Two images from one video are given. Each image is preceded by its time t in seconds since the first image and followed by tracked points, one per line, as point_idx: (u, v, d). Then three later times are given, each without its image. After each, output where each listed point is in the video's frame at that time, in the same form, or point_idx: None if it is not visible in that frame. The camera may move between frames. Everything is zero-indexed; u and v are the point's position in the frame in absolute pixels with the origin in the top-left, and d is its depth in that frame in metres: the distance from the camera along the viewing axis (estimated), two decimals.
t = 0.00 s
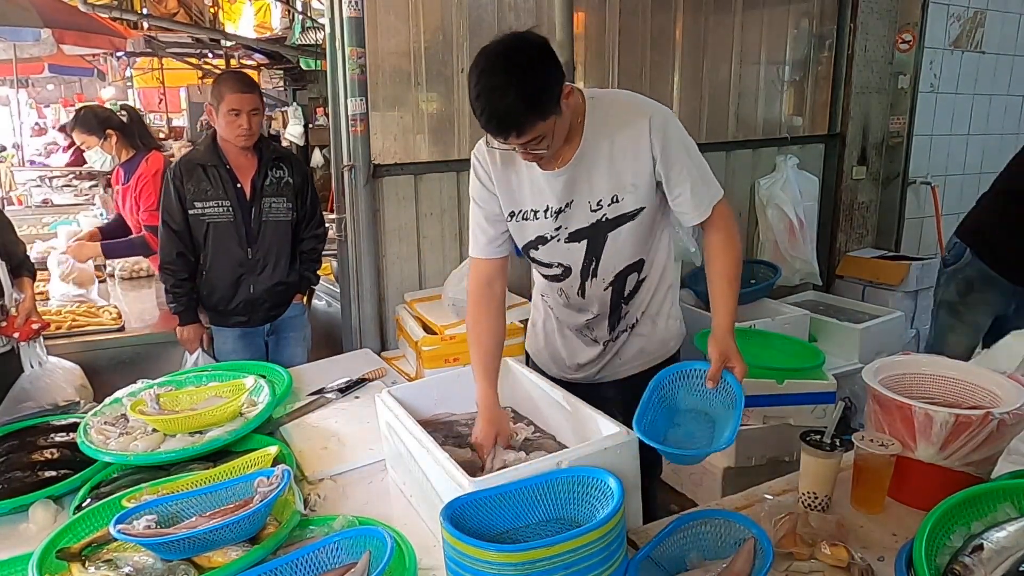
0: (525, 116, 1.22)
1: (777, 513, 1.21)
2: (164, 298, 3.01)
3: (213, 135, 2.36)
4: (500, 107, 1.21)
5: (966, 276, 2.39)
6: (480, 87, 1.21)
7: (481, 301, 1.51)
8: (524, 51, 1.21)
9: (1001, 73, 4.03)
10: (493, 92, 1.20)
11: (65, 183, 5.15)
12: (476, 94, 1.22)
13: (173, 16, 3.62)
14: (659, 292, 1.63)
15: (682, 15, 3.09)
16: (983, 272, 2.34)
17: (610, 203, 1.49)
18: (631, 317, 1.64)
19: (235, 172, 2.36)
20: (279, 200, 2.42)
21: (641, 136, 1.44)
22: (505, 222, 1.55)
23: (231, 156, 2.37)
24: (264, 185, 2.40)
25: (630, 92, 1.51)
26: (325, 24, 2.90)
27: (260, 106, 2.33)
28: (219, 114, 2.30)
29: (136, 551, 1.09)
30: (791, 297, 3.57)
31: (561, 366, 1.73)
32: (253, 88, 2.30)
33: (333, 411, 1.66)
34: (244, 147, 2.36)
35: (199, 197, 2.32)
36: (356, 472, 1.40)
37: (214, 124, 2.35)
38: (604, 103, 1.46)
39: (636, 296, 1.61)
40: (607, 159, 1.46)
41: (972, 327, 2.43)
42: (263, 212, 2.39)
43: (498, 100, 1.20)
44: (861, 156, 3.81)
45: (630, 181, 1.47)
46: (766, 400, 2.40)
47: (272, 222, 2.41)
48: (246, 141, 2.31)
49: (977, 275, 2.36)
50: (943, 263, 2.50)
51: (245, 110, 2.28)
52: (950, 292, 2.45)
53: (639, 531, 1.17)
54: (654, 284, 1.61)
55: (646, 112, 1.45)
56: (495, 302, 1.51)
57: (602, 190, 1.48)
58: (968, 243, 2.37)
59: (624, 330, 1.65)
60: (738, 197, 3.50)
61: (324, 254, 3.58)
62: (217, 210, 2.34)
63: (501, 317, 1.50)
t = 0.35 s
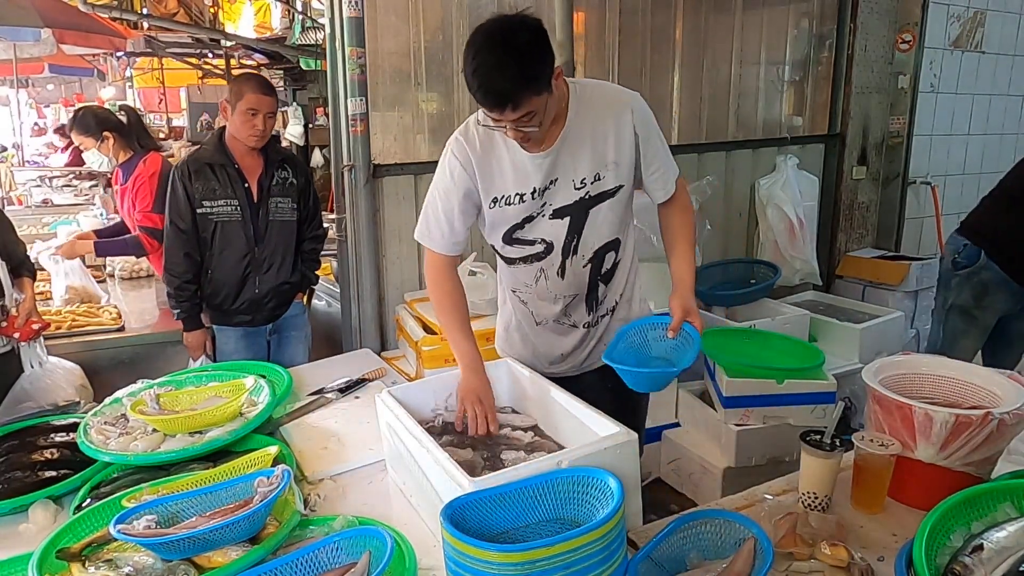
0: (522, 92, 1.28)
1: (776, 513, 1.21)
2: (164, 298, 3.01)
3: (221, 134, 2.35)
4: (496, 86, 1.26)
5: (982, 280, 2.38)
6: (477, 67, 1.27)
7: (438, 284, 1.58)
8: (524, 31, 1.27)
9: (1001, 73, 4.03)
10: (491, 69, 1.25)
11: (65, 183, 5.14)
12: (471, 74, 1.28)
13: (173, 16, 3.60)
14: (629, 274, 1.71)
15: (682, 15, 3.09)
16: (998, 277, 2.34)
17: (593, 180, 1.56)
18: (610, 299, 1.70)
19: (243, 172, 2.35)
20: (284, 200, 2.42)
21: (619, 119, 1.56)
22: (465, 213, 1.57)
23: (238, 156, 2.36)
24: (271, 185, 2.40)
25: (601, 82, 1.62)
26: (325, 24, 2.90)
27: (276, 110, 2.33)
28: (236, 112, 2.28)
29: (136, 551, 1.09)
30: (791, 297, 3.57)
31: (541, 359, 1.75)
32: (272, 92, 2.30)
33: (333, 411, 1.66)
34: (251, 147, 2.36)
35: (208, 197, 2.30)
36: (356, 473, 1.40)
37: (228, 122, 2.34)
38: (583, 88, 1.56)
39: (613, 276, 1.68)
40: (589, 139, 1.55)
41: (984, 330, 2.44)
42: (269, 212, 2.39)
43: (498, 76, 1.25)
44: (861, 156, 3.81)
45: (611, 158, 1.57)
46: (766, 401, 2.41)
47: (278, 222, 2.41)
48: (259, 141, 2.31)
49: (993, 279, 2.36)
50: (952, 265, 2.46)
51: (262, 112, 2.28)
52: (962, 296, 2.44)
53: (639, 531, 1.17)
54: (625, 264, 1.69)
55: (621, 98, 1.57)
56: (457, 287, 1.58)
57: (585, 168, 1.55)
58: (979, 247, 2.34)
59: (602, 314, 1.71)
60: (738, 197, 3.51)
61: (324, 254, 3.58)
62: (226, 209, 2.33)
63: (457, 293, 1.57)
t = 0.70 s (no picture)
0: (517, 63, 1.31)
1: (776, 513, 1.21)
2: (164, 298, 3.01)
3: (223, 135, 2.35)
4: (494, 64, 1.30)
5: (995, 284, 2.36)
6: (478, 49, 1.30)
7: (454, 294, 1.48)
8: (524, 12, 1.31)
9: (1001, 73, 4.03)
10: (484, 43, 1.29)
11: (65, 183, 5.14)
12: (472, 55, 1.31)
13: (173, 16, 3.60)
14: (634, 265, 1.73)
15: (682, 15, 3.09)
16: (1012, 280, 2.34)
17: (600, 169, 1.58)
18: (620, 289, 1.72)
19: (245, 172, 2.35)
20: (286, 200, 2.42)
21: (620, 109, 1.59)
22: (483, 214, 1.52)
23: (240, 157, 2.36)
24: (272, 185, 2.40)
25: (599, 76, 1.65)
26: (325, 24, 2.91)
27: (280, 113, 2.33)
28: (239, 113, 2.28)
29: (136, 551, 1.09)
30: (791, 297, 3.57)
31: (548, 356, 1.74)
32: (276, 93, 2.30)
33: (333, 411, 1.66)
34: (253, 148, 2.36)
35: (209, 197, 2.30)
36: (356, 473, 1.40)
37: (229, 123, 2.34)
38: (584, 80, 1.59)
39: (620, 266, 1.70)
40: (595, 129, 1.56)
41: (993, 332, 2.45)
42: (271, 212, 2.40)
43: (489, 51, 1.29)
44: (861, 156, 3.81)
45: (616, 147, 1.60)
46: (767, 401, 2.41)
47: (279, 222, 2.41)
48: (261, 143, 2.31)
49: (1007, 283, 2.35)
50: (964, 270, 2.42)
51: (266, 113, 2.28)
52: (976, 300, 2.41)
53: (639, 531, 1.17)
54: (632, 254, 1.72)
55: (621, 91, 1.60)
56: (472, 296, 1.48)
57: (593, 158, 1.57)
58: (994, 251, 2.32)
59: (613, 305, 1.73)
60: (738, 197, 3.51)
61: (324, 254, 3.59)
62: (227, 209, 2.33)
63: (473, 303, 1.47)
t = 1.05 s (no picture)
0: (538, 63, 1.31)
1: (776, 513, 1.21)
2: (164, 298, 3.01)
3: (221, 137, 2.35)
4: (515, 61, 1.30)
5: (970, 284, 2.37)
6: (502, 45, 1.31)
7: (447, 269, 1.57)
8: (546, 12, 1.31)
9: (1002, 73, 4.03)
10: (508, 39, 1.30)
11: (65, 183, 5.14)
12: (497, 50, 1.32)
13: (173, 16, 3.60)
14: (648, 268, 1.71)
15: (682, 15, 3.09)
16: (987, 280, 2.33)
17: (615, 174, 1.56)
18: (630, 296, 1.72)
19: (243, 173, 2.34)
20: (284, 201, 2.42)
21: (645, 116, 1.55)
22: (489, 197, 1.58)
23: (238, 158, 2.35)
24: (271, 186, 2.40)
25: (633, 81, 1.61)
26: (325, 24, 2.91)
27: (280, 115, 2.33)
28: (238, 115, 2.28)
29: (136, 551, 1.09)
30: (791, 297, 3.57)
31: (553, 351, 1.75)
32: (277, 97, 2.31)
33: (333, 411, 1.66)
34: (253, 150, 2.35)
35: (208, 197, 2.30)
36: (356, 472, 1.40)
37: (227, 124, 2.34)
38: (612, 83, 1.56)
39: (631, 274, 1.67)
40: (615, 132, 1.54)
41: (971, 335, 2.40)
42: (270, 213, 2.40)
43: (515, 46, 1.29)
44: (861, 156, 3.81)
45: (635, 154, 1.56)
46: (767, 400, 2.41)
47: (279, 223, 2.41)
48: (258, 146, 2.31)
49: (983, 284, 2.34)
50: (939, 271, 2.45)
51: (266, 116, 2.28)
52: (950, 300, 2.41)
53: (639, 531, 1.17)
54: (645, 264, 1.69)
55: (650, 98, 1.56)
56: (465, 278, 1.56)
57: (608, 161, 1.55)
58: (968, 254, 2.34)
59: (622, 310, 1.73)
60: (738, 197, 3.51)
61: (324, 254, 3.59)
62: (226, 210, 2.33)
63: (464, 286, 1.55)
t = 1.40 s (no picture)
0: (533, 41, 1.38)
1: (777, 513, 1.21)
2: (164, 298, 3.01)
3: (222, 135, 2.35)
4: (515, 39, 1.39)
5: (931, 298, 2.37)
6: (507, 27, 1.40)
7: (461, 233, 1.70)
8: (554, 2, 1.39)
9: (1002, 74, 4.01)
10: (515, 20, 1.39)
11: (65, 183, 5.14)
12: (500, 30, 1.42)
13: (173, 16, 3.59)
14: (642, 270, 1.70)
15: (682, 15, 3.09)
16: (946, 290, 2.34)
17: (593, 173, 1.59)
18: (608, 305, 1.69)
19: (242, 173, 2.34)
20: (284, 201, 2.43)
21: (635, 122, 1.54)
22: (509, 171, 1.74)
23: (237, 158, 2.35)
24: (270, 185, 2.40)
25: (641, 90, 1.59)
26: (325, 24, 2.91)
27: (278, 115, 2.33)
28: (237, 114, 2.28)
29: (136, 551, 1.09)
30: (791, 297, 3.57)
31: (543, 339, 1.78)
32: (275, 97, 2.30)
33: (333, 411, 1.66)
34: (252, 150, 2.35)
35: (207, 198, 2.30)
36: (356, 473, 1.40)
37: (227, 122, 2.34)
38: (614, 87, 1.57)
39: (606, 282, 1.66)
40: (602, 131, 1.56)
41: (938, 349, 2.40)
42: (269, 213, 2.40)
43: (516, 26, 1.39)
44: (861, 156, 3.81)
45: (615, 158, 1.56)
46: (766, 400, 2.41)
47: (278, 223, 2.42)
48: (258, 145, 2.31)
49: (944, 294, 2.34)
50: (900, 285, 2.46)
51: (264, 116, 2.28)
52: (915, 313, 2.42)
53: (640, 531, 1.17)
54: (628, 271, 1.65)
55: (646, 107, 1.54)
56: (476, 248, 1.68)
57: (591, 158, 1.58)
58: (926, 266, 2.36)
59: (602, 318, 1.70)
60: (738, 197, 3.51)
61: (325, 254, 3.59)
62: (225, 210, 2.33)
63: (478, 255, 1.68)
